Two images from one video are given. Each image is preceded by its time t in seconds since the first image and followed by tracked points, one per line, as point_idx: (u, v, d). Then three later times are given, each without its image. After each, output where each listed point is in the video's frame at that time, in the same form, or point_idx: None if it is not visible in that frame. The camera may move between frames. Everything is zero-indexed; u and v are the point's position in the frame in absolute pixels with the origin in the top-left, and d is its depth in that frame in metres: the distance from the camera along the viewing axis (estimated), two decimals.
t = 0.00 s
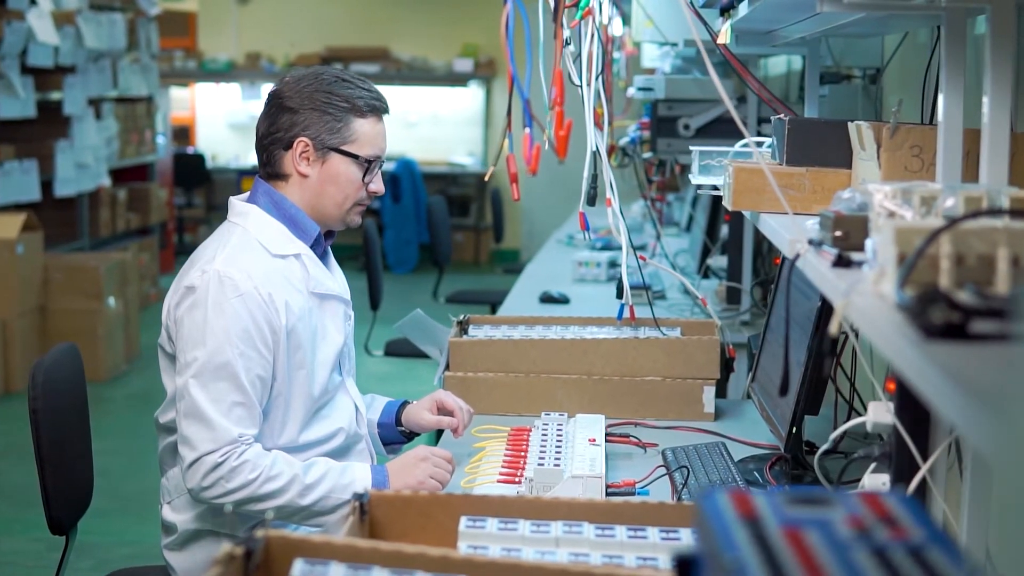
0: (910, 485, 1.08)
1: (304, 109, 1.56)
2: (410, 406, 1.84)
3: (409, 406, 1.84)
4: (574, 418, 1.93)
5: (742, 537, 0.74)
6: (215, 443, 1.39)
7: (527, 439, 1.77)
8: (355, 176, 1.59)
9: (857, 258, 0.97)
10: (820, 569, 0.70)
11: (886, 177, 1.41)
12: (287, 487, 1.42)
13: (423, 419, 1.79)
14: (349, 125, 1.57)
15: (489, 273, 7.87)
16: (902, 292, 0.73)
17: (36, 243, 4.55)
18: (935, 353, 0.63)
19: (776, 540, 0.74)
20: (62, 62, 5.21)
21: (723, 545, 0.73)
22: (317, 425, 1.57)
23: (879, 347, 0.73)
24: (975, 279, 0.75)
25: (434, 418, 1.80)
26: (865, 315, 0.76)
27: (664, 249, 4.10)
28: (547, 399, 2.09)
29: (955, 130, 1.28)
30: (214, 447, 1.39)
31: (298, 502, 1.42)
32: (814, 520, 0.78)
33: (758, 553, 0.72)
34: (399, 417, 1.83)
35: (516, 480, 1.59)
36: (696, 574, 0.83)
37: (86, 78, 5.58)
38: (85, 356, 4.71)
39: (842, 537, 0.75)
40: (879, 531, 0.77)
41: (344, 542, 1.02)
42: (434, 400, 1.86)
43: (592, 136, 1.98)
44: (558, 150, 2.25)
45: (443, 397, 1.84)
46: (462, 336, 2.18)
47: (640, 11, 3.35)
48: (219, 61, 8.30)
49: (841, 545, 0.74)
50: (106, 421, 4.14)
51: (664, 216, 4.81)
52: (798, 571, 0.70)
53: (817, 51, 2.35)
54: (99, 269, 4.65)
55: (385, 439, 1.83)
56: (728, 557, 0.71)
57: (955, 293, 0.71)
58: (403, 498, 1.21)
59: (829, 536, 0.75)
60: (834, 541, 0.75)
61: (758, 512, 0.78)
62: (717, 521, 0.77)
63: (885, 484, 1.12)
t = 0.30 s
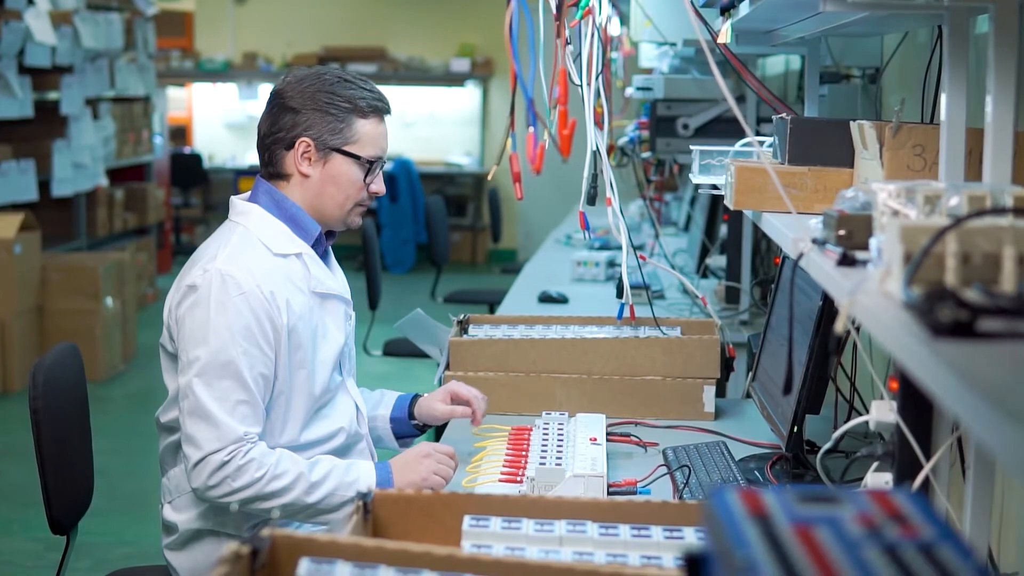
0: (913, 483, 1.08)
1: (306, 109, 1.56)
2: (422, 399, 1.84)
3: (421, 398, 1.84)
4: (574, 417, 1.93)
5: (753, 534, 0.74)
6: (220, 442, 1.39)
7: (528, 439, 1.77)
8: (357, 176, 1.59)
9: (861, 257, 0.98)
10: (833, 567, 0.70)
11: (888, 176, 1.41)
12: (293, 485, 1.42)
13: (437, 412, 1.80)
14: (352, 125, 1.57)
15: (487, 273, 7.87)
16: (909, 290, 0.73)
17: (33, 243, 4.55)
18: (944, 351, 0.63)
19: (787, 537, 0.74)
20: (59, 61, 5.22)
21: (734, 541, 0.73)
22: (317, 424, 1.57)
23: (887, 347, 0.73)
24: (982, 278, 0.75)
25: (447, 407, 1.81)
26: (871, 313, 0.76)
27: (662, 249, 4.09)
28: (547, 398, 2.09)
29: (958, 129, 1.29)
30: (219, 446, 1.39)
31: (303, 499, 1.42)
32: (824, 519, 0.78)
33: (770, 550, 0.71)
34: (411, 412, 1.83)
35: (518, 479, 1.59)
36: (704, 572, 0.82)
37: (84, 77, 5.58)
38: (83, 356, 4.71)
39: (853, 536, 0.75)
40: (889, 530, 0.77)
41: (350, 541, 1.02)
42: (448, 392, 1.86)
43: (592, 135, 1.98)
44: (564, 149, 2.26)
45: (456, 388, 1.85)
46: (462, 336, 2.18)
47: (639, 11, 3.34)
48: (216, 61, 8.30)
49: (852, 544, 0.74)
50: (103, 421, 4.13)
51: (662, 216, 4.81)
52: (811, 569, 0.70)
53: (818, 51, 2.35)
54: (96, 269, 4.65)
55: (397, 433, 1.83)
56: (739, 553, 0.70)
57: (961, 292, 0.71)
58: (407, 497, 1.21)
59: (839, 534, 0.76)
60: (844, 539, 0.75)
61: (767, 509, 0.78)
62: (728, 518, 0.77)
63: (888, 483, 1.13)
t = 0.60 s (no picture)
0: (915, 482, 1.08)
1: (305, 109, 1.56)
2: (458, 392, 1.87)
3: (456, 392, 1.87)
4: (574, 418, 1.92)
5: (760, 534, 0.74)
6: (248, 440, 1.39)
7: (527, 440, 1.76)
8: (355, 177, 1.59)
9: (864, 257, 0.97)
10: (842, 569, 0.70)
11: (889, 176, 1.41)
12: (323, 472, 1.42)
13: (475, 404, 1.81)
14: (350, 126, 1.57)
15: (484, 273, 7.87)
16: (913, 290, 0.73)
17: (31, 243, 4.55)
18: (950, 352, 0.63)
19: (794, 537, 0.74)
20: (56, 62, 5.21)
21: (741, 541, 0.72)
22: (320, 422, 1.57)
23: (892, 347, 0.73)
24: (986, 278, 0.75)
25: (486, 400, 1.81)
26: (876, 315, 0.76)
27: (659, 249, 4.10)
28: (547, 399, 2.10)
29: (958, 129, 1.29)
30: (247, 445, 1.39)
31: (336, 485, 1.43)
32: (830, 518, 0.78)
33: (779, 552, 0.71)
34: (446, 405, 1.87)
35: (518, 480, 1.59)
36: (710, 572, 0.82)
37: (81, 78, 5.58)
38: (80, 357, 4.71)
39: (861, 536, 0.75)
40: (895, 529, 0.77)
41: (354, 541, 1.02)
42: (490, 387, 1.87)
43: (591, 135, 1.98)
44: (566, 150, 2.26)
45: (497, 383, 1.86)
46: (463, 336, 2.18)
47: (637, 11, 3.33)
48: (213, 61, 8.30)
49: (859, 543, 0.74)
50: (100, 422, 4.13)
51: (659, 216, 4.82)
52: (821, 570, 0.70)
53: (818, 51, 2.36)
54: (94, 270, 4.65)
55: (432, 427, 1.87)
56: (747, 554, 0.70)
57: (965, 292, 0.71)
58: (409, 498, 1.21)
59: (846, 534, 0.76)
60: (851, 539, 0.75)
61: (773, 509, 0.78)
62: (734, 518, 0.77)
63: (890, 483, 1.13)
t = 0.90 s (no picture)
0: (915, 482, 1.08)
1: (299, 110, 1.56)
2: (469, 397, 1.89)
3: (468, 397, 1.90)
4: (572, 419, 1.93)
5: (763, 535, 0.74)
6: (294, 429, 1.40)
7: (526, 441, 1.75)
8: (350, 177, 1.59)
9: (863, 258, 0.98)
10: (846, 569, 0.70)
11: (888, 177, 1.42)
12: (367, 455, 1.46)
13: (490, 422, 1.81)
14: (345, 127, 1.57)
15: (480, 274, 7.87)
16: (913, 292, 0.73)
17: (27, 244, 4.54)
18: (950, 353, 0.63)
19: (797, 539, 0.74)
20: (53, 62, 5.20)
21: (745, 543, 0.73)
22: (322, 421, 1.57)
23: (890, 347, 0.73)
24: (986, 280, 0.75)
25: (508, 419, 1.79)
26: (875, 315, 0.76)
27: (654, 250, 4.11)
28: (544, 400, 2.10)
29: (957, 129, 1.29)
30: (292, 435, 1.40)
31: (382, 464, 1.47)
32: (833, 520, 0.78)
33: (782, 555, 0.71)
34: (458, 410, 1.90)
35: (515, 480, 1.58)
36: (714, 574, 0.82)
37: (77, 79, 5.57)
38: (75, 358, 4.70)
39: (863, 537, 0.75)
40: (898, 530, 0.77)
41: (354, 543, 1.02)
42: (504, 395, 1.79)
43: (588, 135, 1.97)
44: (564, 151, 2.26)
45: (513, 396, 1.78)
46: (460, 338, 2.18)
47: (634, 12, 3.33)
48: (208, 62, 8.29)
49: (862, 544, 0.74)
50: (97, 422, 4.12)
51: (655, 216, 4.83)
52: (825, 570, 0.70)
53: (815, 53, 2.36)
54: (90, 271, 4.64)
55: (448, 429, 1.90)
56: (751, 556, 0.70)
57: (966, 293, 0.71)
58: (409, 499, 1.21)
59: (849, 535, 0.76)
60: (854, 540, 0.75)
61: (776, 511, 0.78)
62: (737, 520, 0.77)
63: (889, 484, 1.13)
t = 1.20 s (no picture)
0: (914, 483, 1.08)
1: (296, 110, 1.56)
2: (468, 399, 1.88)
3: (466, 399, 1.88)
4: (570, 419, 1.93)
5: (767, 536, 0.74)
6: (323, 419, 1.43)
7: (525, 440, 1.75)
8: (348, 177, 1.59)
9: (863, 259, 0.98)
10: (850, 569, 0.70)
11: (887, 178, 1.42)
12: (396, 446, 1.50)
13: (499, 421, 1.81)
14: (342, 126, 1.57)
15: (476, 274, 7.87)
16: (915, 292, 0.73)
17: (23, 244, 4.54)
18: (953, 353, 0.63)
19: (801, 539, 0.74)
20: (49, 63, 5.20)
21: (749, 544, 0.73)
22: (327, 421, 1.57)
23: (890, 346, 0.74)
24: (987, 280, 0.76)
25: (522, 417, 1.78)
26: (876, 315, 0.76)
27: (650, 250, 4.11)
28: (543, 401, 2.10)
29: (956, 129, 1.29)
30: (323, 424, 1.43)
31: (410, 456, 1.50)
32: (836, 520, 0.78)
33: (787, 556, 0.71)
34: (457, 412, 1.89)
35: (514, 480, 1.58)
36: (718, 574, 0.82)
37: (73, 79, 5.56)
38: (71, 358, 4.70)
39: (867, 537, 0.75)
40: (902, 531, 0.77)
41: (356, 544, 1.02)
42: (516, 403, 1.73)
43: (586, 136, 1.96)
44: (563, 151, 2.26)
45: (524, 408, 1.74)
46: (457, 338, 2.18)
47: (631, 12, 3.33)
48: (204, 63, 8.29)
49: (866, 544, 0.74)
50: (94, 423, 4.12)
51: (652, 216, 4.83)
52: (829, 571, 0.70)
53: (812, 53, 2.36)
54: (86, 271, 4.64)
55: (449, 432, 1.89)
56: (755, 556, 0.70)
57: (967, 293, 0.71)
58: (410, 499, 1.21)
59: (853, 536, 0.76)
60: (858, 541, 0.75)
61: (780, 512, 0.78)
62: (741, 520, 0.77)
63: (888, 484, 1.13)
